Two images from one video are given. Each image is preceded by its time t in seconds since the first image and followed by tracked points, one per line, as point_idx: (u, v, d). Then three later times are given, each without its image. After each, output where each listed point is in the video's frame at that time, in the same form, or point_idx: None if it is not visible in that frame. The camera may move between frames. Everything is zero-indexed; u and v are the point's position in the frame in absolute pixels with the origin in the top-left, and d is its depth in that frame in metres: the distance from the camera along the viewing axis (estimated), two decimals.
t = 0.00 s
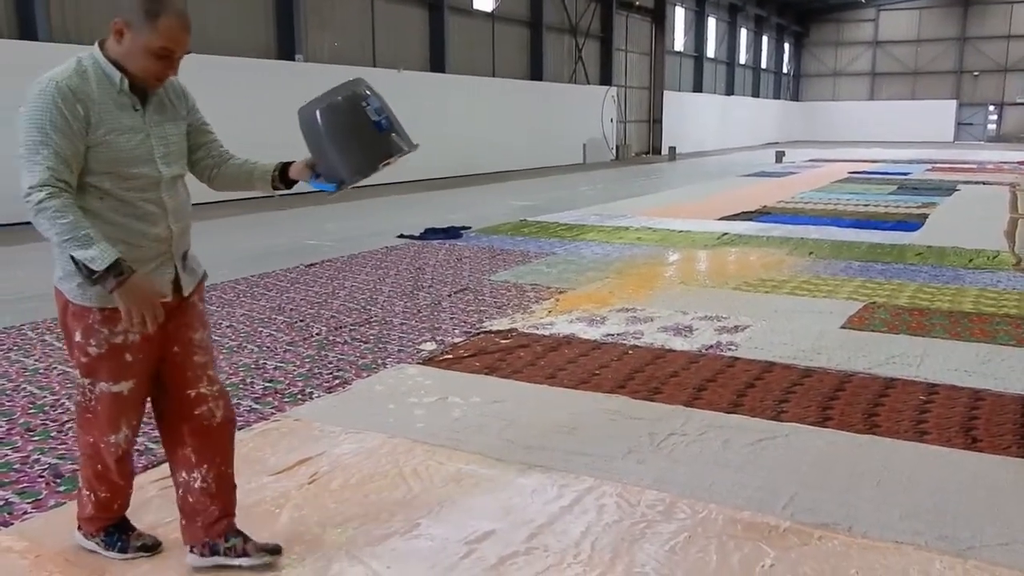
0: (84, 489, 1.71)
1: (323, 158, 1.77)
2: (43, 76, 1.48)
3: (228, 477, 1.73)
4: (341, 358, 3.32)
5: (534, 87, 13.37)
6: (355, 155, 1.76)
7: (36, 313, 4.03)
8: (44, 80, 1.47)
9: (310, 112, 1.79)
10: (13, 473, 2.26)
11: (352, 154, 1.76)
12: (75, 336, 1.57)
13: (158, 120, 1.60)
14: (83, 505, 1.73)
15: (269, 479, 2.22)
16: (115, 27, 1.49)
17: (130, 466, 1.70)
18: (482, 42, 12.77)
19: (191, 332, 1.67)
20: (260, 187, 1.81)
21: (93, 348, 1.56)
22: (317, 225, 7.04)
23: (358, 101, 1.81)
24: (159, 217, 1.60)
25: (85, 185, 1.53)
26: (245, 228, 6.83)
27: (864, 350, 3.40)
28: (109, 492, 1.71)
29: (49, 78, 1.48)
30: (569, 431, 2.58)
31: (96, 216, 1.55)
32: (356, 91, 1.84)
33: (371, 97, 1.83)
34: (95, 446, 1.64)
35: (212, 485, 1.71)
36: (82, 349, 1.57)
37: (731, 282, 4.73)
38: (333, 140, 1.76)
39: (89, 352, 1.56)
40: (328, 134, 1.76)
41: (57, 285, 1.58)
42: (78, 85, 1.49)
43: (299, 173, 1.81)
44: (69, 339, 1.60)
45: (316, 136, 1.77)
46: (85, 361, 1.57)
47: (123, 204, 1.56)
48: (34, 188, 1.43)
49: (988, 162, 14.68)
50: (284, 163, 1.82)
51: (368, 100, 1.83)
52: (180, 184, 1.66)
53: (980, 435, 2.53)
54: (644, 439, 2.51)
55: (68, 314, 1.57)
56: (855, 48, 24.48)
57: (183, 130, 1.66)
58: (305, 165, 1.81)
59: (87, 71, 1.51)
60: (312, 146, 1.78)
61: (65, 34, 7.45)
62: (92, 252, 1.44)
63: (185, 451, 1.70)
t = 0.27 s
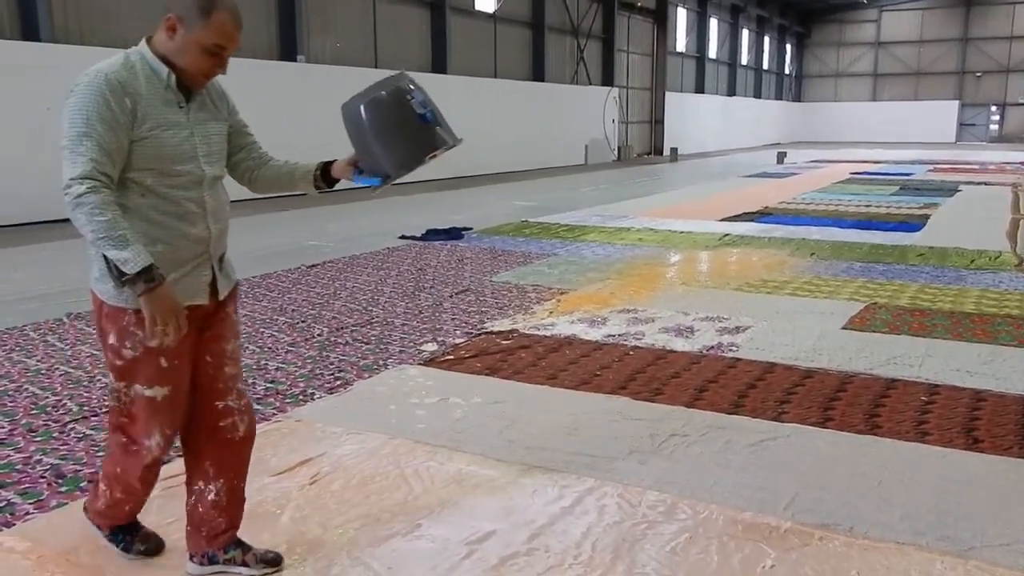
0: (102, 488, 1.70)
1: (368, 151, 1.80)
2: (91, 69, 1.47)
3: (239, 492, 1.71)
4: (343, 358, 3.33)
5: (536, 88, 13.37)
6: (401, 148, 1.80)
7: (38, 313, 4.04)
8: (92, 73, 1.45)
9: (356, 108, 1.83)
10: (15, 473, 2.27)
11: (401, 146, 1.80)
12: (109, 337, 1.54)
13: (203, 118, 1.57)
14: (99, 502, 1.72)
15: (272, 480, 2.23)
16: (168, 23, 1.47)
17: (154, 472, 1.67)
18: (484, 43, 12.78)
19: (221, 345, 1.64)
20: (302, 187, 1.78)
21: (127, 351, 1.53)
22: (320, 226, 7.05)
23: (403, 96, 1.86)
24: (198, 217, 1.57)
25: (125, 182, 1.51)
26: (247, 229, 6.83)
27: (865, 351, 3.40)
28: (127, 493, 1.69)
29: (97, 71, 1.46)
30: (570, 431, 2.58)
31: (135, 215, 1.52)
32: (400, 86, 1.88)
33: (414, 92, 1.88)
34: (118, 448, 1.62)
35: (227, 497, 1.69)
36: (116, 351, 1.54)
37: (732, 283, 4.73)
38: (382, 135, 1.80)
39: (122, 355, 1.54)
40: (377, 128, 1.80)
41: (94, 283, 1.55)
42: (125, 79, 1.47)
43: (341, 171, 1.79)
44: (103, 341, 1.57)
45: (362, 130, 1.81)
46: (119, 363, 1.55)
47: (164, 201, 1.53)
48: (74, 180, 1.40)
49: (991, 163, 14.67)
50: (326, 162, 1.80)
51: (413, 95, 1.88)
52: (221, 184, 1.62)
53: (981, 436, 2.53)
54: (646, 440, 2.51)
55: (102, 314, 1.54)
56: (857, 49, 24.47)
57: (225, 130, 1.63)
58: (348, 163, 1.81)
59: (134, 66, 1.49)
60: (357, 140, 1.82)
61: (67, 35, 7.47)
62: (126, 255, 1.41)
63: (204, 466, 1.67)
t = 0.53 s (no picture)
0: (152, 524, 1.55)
1: (400, 141, 1.81)
2: (116, 66, 1.41)
3: (244, 501, 1.71)
4: (342, 360, 3.33)
5: (536, 89, 13.38)
6: (433, 134, 1.80)
7: (38, 316, 4.04)
8: (119, 69, 1.40)
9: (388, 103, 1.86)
10: (15, 476, 2.27)
11: (434, 134, 1.81)
12: (137, 341, 1.47)
13: (229, 115, 1.51)
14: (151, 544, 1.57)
15: (271, 481, 2.23)
16: (197, 20, 1.42)
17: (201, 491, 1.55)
18: (483, 44, 12.79)
19: (239, 353, 1.62)
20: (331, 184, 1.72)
21: (159, 353, 1.46)
22: (319, 227, 7.05)
23: (432, 87, 1.88)
24: (224, 217, 1.51)
25: (151, 182, 1.45)
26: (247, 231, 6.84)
27: (865, 351, 3.40)
28: (186, 524, 1.55)
29: (124, 68, 1.40)
30: (570, 432, 2.58)
31: (161, 216, 1.46)
32: (429, 78, 1.90)
33: (443, 81, 1.90)
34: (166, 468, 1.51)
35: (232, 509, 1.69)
36: (147, 355, 1.47)
37: (732, 283, 4.73)
38: (413, 126, 1.81)
39: (155, 358, 1.46)
40: (409, 121, 1.82)
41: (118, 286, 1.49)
42: (152, 75, 1.41)
43: (372, 166, 1.76)
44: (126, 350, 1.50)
45: (393, 121, 1.83)
46: (152, 367, 1.47)
47: (190, 201, 1.47)
48: (99, 178, 1.34)
49: (991, 163, 14.69)
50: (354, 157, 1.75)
51: (442, 85, 1.89)
52: (246, 184, 1.56)
53: (980, 436, 2.53)
54: (645, 440, 2.51)
55: (126, 319, 1.47)
56: (856, 49, 24.48)
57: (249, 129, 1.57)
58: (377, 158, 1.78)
59: (161, 62, 1.43)
60: (387, 132, 1.83)
61: (67, 38, 7.47)
62: (152, 255, 1.35)
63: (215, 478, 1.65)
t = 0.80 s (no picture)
0: (176, 559, 1.45)
1: (414, 144, 1.80)
2: (125, 73, 1.32)
3: (252, 514, 1.68)
4: (342, 361, 3.33)
5: (535, 90, 13.38)
6: (448, 140, 1.80)
7: (36, 317, 4.04)
8: (130, 76, 1.31)
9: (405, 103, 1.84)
10: (14, 477, 2.27)
11: (452, 138, 1.80)
12: (154, 359, 1.37)
13: (238, 120, 1.45)
14: None
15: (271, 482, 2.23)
16: (208, 21, 1.35)
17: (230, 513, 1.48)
18: (483, 45, 12.79)
19: (254, 367, 1.56)
20: (342, 188, 1.71)
21: (180, 370, 1.37)
22: (319, 228, 7.05)
23: (452, 88, 1.86)
24: (240, 226, 1.45)
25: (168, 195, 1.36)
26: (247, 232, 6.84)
27: (865, 351, 3.40)
28: (211, 554, 1.46)
29: (134, 74, 1.31)
30: (569, 433, 2.58)
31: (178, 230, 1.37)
32: (448, 78, 1.89)
33: (462, 83, 1.89)
34: (191, 494, 1.42)
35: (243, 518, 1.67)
36: (166, 373, 1.38)
37: (731, 284, 4.73)
38: (429, 129, 1.80)
39: (176, 376, 1.37)
40: (426, 123, 1.80)
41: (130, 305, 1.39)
42: (164, 80, 1.33)
43: (381, 169, 1.76)
44: (142, 370, 1.40)
45: (409, 121, 1.82)
46: (172, 386, 1.38)
47: (208, 211, 1.40)
48: (120, 192, 1.25)
49: (990, 163, 14.70)
50: (364, 160, 1.75)
51: (461, 86, 1.88)
52: (256, 191, 1.50)
53: (979, 436, 2.53)
54: (644, 441, 2.51)
55: (141, 336, 1.38)
56: (855, 50, 24.49)
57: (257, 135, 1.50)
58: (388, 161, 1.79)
59: (171, 67, 1.35)
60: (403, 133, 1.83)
61: (66, 39, 7.47)
62: (181, 267, 1.26)
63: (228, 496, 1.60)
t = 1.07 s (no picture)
0: None
1: (410, 149, 1.79)
2: (127, 68, 1.27)
3: (254, 519, 1.69)
4: (341, 362, 3.33)
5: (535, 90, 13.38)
6: (446, 146, 1.79)
7: (36, 318, 4.04)
8: (135, 69, 1.27)
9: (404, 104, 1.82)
10: (14, 478, 2.27)
11: (451, 144, 1.80)
12: (156, 378, 1.35)
13: (234, 120, 1.43)
14: None
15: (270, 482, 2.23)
16: (209, 13, 1.33)
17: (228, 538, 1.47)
18: (483, 46, 12.80)
19: (252, 376, 1.55)
20: (331, 193, 1.73)
21: (184, 390, 1.35)
22: (319, 229, 7.05)
23: (450, 90, 1.85)
24: (244, 229, 1.43)
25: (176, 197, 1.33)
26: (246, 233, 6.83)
27: (865, 352, 3.40)
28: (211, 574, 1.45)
29: (139, 68, 1.27)
30: (569, 434, 2.58)
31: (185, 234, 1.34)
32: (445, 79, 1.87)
33: (460, 85, 1.87)
34: (193, 516, 1.41)
35: (246, 522, 1.68)
36: (168, 393, 1.35)
37: (731, 284, 4.73)
38: (426, 134, 1.79)
39: (178, 396, 1.35)
40: (425, 127, 1.79)
41: (132, 318, 1.35)
42: (170, 76, 1.29)
43: (373, 174, 1.75)
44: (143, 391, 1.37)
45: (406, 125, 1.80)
46: (174, 408, 1.35)
47: (215, 214, 1.37)
48: (136, 194, 1.21)
49: (991, 164, 14.71)
50: (356, 165, 1.75)
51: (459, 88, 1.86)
52: (253, 193, 1.49)
53: (979, 437, 2.53)
54: (643, 441, 2.51)
55: (143, 353, 1.35)
56: (856, 50, 24.47)
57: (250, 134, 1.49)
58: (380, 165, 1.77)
59: (174, 64, 1.32)
60: (398, 136, 1.80)
61: (67, 40, 7.48)
62: (204, 277, 1.24)
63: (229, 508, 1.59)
